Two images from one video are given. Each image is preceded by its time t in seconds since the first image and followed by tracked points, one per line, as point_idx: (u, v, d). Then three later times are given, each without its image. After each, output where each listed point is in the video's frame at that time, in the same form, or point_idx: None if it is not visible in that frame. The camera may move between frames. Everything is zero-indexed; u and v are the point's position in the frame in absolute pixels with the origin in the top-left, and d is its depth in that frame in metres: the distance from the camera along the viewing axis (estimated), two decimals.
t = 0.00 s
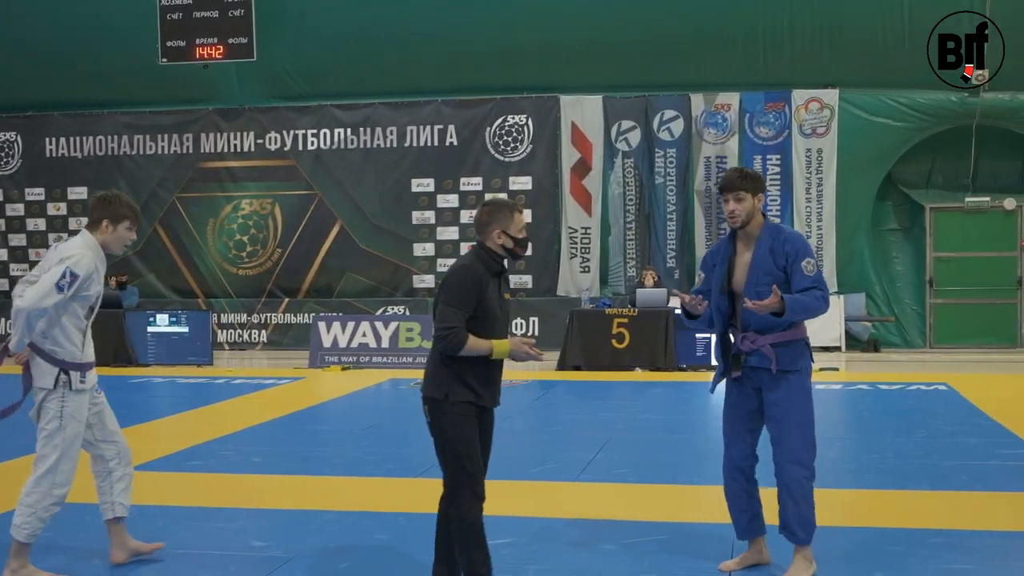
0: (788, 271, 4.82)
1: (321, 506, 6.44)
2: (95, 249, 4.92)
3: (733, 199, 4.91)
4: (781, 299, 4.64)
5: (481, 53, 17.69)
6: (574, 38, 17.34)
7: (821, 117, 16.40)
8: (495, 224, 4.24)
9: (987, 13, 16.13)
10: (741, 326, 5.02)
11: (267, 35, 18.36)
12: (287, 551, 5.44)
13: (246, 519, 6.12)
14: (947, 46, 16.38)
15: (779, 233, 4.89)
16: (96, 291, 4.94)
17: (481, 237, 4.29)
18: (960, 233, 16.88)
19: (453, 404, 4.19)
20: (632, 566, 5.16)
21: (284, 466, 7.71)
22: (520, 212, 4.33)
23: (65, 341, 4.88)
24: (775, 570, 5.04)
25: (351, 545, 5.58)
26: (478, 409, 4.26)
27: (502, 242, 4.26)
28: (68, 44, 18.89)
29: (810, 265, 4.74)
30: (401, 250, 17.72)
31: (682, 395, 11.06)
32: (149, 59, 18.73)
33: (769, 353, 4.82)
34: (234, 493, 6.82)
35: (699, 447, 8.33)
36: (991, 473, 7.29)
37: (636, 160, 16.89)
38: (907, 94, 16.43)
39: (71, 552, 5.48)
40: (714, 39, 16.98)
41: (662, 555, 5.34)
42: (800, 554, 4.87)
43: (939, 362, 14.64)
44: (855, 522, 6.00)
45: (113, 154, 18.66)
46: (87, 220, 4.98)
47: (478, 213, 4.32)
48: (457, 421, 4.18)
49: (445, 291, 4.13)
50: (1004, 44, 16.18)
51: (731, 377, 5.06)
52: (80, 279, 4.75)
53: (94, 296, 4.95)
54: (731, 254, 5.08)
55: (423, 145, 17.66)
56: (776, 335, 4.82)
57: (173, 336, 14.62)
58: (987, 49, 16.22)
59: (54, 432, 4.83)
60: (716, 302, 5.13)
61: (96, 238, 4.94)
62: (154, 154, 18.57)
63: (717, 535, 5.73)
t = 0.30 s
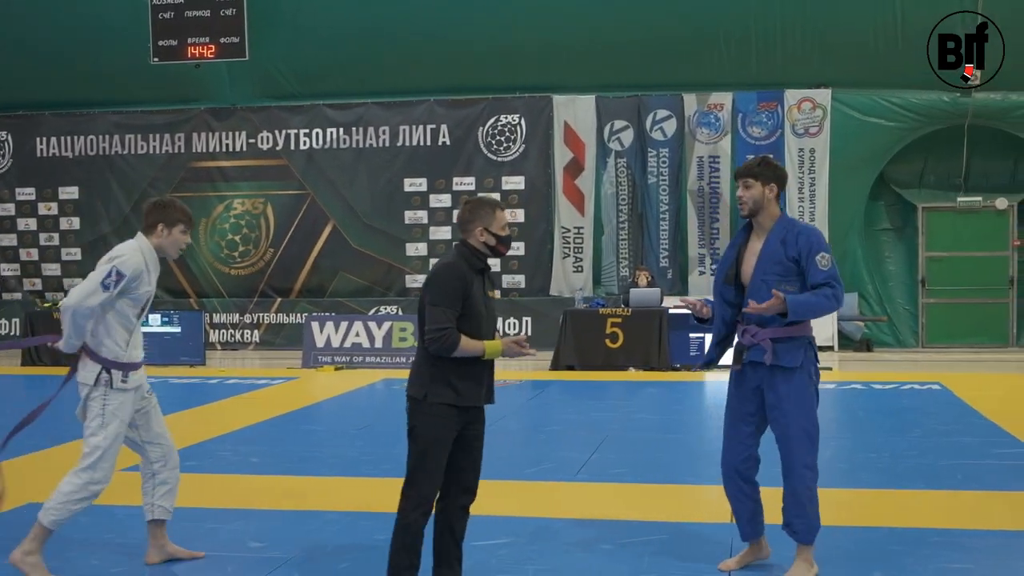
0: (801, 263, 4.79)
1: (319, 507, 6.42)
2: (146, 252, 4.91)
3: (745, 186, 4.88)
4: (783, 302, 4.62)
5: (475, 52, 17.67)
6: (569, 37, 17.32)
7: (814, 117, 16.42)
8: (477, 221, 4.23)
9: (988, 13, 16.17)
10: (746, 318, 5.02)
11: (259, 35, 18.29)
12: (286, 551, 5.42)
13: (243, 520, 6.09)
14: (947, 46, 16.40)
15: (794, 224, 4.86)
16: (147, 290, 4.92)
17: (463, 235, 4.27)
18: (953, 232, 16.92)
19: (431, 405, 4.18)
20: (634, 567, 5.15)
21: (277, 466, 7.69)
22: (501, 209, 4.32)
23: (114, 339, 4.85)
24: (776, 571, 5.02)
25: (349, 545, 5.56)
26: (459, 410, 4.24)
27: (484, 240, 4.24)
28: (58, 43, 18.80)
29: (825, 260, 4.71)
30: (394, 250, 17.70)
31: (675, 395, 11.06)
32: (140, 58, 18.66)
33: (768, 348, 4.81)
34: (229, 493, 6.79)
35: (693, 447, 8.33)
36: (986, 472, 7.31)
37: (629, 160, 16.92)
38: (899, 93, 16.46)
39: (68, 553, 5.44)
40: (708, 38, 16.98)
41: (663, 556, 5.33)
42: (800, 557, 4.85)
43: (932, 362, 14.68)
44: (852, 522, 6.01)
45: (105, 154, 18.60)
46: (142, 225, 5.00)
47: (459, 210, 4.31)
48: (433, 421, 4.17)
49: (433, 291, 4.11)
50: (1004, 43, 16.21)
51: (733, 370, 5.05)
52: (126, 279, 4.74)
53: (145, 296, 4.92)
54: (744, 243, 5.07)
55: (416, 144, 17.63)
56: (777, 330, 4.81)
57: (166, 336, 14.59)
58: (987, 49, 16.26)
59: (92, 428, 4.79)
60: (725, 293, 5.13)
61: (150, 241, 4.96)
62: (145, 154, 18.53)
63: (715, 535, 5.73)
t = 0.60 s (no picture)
0: (794, 265, 4.73)
1: (307, 506, 6.39)
2: (185, 240, 4.97)
3: (744, 186, 4.87)
4: (768, 305, 4.60)
5: (466, 52, 17.67)
6: (559, 36, 17.32)
7: (803, 117, 16.46)
8: (440, 219, 4.22)
9: (987, 13, 16.20)
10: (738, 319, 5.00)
11: (248, 33, 18.24)
12: (277, 552, 5.38)
13: (233, 520, 6.05)
14: (947, 46, 16.42)
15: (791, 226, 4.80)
16: (186, 277, 4.98)
17: (427, 233, 4.25)
18: (940, 232, 16.99)
19: (412, 408, 4.17)
20: (625, 566, 5.14)
21: (266, 464, 7.66)
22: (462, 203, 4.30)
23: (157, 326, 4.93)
24: (767, 570, 5.01)
25: (340, 545, 5.53)
26: (440, 410, 4.22)
27: (449, 236, 4.22)
28: (46, 41, 18.70)
29: (818, 263, 4.62)
30: (382, 249, 17.67)
31: (664, 394, 11.07)
32: (127, 56, 18.57)
33: (752, 349, 4.80)
34: (217, 493, 6.75)
35: (682, 445, 8.34)
36: (975, 470, 7.33)
37: (618, 159, 16.93)
38: (888, 94, 16.52)
39: (55, 552, 5.39)
40: (699, 38, 16.99)
41: (653, 555, 5.32)
42: (792, 555, 4.86)
43: (920, 361, 14.75)
44: (841, 520, 6.01)
45: (92, 152, 18.53)
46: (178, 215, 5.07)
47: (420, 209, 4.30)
48: (414, 425, 4.16)
49: (405, 294, 4.09)
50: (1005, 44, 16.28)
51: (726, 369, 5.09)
52: (162, 262, 4.81)
53: (184, 282, 4.98)
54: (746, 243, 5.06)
55: (404, 143, 17.60)
56: (762, 331, 4.79)
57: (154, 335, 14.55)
58: (987, 49, 16.30)
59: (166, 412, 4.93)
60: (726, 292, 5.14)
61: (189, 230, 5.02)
62: (133, 152, 18.45)
63: (707, 534, 5.72)
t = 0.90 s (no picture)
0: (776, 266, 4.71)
1: (288, 503, 6.37)
2: (223, 242, 4.89)
3: (728, 186, 4.86)
4: (742, 311, 4.64)
5: (450, 48, 17.65)
6: (542, 34, 17.35)
7: (784, 115, 16.55)
8: (393, 217, 4.23)
9: (988, 13, 16.27)
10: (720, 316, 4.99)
11: (230, 29, 18.16)
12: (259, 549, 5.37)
13: (213, 517, 6.03)
14: (947, 46, 16.42)
15: (774, 227, 4.78)
16: (224, 280, 4.91)
17: (384, 232, 4.26)
18: (921, 230, 17.09)
19: (381, 408, 4.16)
20: (608, 563, 5.15)
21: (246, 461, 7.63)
22: (416, 200, 4.31)
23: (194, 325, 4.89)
24: (748, 567, 5.03)
25: (321, 543, 5.51)
26: (408, 409, 4.22)
27: (404, 234, 4.23)
28: (26, 36, 18.60)
29: (798, 266, 4.61)
30: (365, 245, 17.62)
31: (645, 391, 11.11)
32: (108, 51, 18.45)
33: (733, 346, 4.81)
34: (197, 490, 6.72)
35: (664, 442, 8.38)
36: (954, 467, 7.39)
37: (601, 156, 16.94)
38: (870, 92, 16.58)
39: (32, 551, 5.35)
40: (682, 35, 17.02)
41: (635, 552, 5.34)
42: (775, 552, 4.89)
43: (900, 358, 14.86)
44: (821, 517, 6.05)
45: (72, 147, 18.42)
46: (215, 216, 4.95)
47: (375, 207, 4.30)
48: (383, 425, 4.16)
49: (362, 295, 4.09)
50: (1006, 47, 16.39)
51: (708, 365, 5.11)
52: (198, 262, 4.76)
53: (222, 284, 4.91)
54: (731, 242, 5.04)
55: (387, 139, 17.58)
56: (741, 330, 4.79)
57: (135, 331, 14.48)
58: (987, 49, 16.40)
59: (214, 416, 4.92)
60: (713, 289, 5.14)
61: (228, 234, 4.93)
62: (114, 147, 18.35)
63: (689, 531, 5.74)
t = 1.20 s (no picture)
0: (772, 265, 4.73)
1: (281, 500, 6.37)
2: (274, 232, 4.89)
3: (724, 184, 4.83)
4: (740, 312, 4.63)
5: (444, 45, 17.64)
6: (535, 31, 17.34)
7: (777, 112, 16.54)
8: (375, 213, 4.23)
9: (988, 14, 16.31)
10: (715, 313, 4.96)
11: (223, 26, 18.13)
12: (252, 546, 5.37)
13: (206, 514, 6.03)
14: (948, 46, 16.44)
15: (768, 226, 4.79)
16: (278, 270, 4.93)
17: (364, 229, 4.27)
18: (914, 228, 17.13)
19: (355, 409, 4.18)
20: (601, 560, 5.16)
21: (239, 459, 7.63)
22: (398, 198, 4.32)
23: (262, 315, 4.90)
24: (741, 563, 5.04)
25: (314, 540, 5.51)
26: (384, 409, 4.23)
27: (385, 232, 4.25)
28: (19, 33, 18.56)
29: (795, 265, 4.63)
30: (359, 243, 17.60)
31: (639, 388, 11.13)
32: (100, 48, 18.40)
33: (727, 345, 4.79)
34: (189, 487, 6.72)
35: (657, 439, 8.40)
36: (947, 464, 7.41)
37: (593, 154, 16.96)
38: (863, 90, 16.62)
39: (25, 548, 5.34)
40: (676, 33, 17.03)
41: (627, 549, 5.35)
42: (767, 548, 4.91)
43: (893, 356, 14.90)
44: (813, 513, 6.07)
45: (64, 144, 18.37)
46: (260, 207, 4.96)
47: (355, 204, 4.31)
48: (359, 426, 4.17)
49: (343, 293, 4.11)
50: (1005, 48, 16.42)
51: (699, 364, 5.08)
52: (261, 257, 4.77)
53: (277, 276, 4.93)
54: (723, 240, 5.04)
55: (380, 136, 17.56)
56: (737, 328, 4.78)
57: (127, 328, 14.45)
58: (987, 49, 16.44)
59: (255, 415, 4.92)
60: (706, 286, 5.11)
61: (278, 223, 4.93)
62: (106, 144, 18.30)
63: (681, 528, 5.76)
